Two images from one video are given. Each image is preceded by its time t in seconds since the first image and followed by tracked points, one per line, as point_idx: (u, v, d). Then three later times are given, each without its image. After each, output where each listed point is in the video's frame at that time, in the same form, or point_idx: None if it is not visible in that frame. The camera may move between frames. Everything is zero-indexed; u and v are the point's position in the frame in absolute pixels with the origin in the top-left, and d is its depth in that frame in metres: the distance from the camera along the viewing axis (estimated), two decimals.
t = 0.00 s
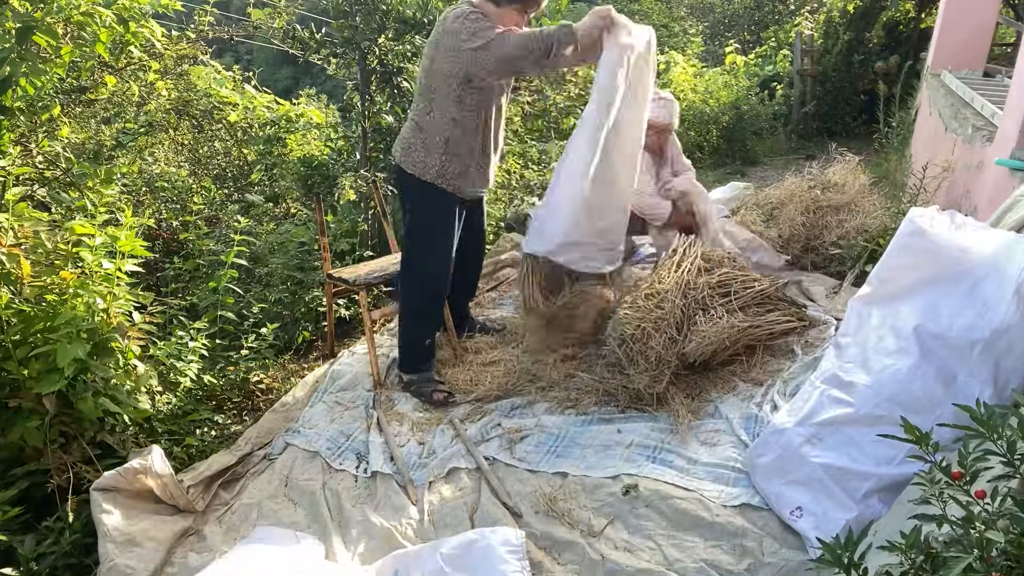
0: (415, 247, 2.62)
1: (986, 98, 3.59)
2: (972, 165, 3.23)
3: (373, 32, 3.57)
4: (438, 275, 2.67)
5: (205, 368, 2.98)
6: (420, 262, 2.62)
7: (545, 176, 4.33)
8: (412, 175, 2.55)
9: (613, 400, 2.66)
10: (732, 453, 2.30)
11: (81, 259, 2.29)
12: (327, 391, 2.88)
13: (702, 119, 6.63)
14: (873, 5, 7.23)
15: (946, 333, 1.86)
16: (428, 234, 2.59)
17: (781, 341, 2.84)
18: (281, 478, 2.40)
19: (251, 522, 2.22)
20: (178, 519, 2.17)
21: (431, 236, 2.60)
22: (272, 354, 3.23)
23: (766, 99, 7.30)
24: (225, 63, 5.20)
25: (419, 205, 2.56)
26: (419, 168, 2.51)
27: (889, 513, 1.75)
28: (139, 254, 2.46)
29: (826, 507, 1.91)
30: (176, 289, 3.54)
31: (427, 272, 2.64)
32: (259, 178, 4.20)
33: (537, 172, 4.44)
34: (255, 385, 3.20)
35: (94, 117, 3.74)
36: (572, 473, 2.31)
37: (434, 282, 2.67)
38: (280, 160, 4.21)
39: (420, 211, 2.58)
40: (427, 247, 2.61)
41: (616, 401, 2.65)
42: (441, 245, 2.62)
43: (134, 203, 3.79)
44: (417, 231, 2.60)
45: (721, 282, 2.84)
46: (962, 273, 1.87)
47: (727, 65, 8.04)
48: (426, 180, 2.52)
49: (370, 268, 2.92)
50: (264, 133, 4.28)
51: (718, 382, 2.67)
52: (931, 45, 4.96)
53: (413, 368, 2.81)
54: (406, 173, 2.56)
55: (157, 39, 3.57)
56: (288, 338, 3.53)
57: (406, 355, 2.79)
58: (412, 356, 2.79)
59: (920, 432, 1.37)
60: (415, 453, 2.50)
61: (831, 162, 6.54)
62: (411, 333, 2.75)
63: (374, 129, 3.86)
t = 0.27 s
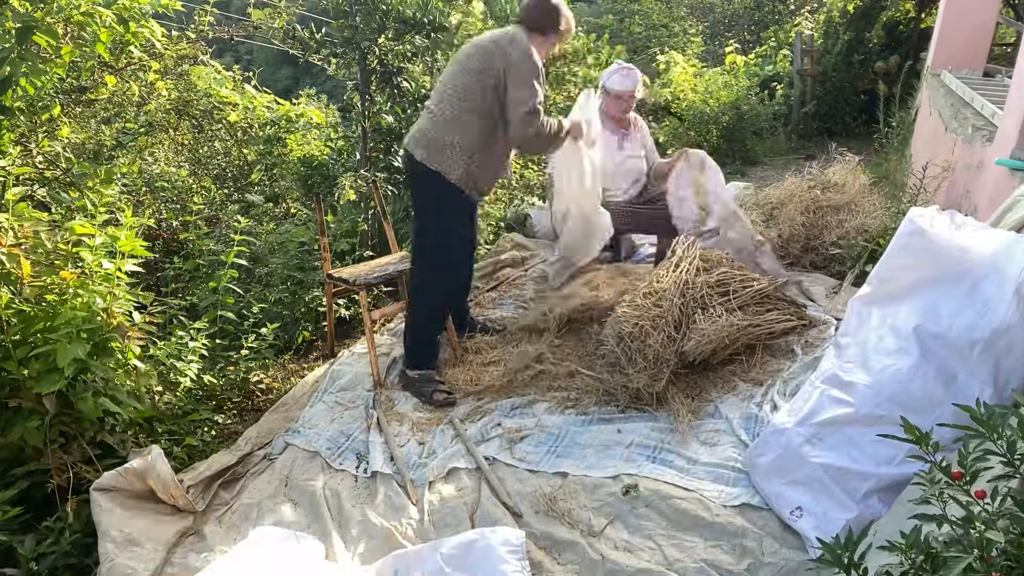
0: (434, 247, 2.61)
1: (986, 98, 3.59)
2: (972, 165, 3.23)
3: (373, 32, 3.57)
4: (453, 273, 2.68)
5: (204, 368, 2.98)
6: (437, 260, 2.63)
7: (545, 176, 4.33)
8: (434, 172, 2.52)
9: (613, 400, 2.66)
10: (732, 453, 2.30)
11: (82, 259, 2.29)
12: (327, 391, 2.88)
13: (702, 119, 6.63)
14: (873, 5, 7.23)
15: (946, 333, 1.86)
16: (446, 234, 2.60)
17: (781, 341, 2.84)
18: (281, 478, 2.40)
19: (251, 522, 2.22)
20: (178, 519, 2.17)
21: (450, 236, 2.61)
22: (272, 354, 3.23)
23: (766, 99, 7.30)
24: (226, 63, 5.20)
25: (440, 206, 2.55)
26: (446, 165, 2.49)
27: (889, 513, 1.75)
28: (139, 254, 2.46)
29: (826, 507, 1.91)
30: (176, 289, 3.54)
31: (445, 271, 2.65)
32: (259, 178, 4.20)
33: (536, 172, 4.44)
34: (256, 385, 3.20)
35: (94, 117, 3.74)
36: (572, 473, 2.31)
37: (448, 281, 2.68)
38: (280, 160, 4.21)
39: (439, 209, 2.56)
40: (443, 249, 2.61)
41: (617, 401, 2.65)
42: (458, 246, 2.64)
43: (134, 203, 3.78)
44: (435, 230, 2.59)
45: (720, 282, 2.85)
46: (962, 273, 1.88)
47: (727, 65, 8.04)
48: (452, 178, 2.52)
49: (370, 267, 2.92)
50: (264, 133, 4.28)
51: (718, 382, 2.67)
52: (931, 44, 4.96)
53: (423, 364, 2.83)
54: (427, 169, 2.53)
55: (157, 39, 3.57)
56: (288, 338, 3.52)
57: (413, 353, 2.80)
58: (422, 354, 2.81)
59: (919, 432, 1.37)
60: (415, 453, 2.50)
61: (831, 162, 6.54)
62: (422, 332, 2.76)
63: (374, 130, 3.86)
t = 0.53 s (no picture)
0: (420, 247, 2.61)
1: (986, 98, 3.59)
2: (972, 166, 3.23)
3: (373, 32, 3.57)
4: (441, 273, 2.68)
5: (204, 368, 2.98)
6: (426, 259, 2.63)
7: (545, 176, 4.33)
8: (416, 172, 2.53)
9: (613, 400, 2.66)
10: (732, 453, 2.30)
11: (82, 259, 2.29)
12: (327, 391, 2.88)
13: (702, 119, 6.63)
14: (873, 5, 7.23)
15: (946, 333, 1.86)
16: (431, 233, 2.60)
17: (781, 341, 2.84)
18: (281, 478, 2.40)
19: (251, 522, 2.22)
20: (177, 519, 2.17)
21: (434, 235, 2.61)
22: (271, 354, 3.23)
23: (766, 100, 7.30)
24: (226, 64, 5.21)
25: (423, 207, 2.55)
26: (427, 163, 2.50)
27: (890, 513, 1.75)
28: (139, 254, 2.46)
29: (826, 507, 1.91)
30: (176, 289, 3.53)
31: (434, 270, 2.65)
32: (259, 178, 4.21)
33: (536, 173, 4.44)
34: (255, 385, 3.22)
35: (94, 117, 3.74)
36: (572, 472, 2.31)
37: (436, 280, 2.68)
38: (280, 160, 4.26)
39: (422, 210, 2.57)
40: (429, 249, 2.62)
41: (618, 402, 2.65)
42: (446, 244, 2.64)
43: (134, 202, 3.74)
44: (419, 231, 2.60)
45: (720, 282, 2.85)
46: (962, 272, 1.88)
47: (727, 65, 8.05)
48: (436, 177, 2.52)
49: (370, 267, 2.92)
50: (264, 133, 4.29)
51: (718, 382, 2.67)
52: (931, 44, 4.96)
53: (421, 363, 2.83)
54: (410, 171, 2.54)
55: (157, 39, 3.57)
56: (289, 338, 3.57)
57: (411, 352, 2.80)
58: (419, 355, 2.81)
59: (920, 432, 1.37)
60: (415, 453, 2.50)
61: (831, 162, 6.54)
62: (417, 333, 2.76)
63: (374, 130, 3.86)
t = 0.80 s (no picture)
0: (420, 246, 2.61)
1: (986, 98, 3.59)
2: (972, 166, 3.23)
3: (373, 32, 3.57)
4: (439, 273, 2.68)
5: (204, 368, 2.98)
6: (424, 259, 2.63)
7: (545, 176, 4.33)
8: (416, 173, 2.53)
9: (613, 400, 2.67)
10: (732, 453, 2.30)
11: (82, 259, 2.29)
12: (326, 391, 2.88)
13: (702, 119, 6.63)
14: (873, 5, 7.23)
15: (945, 333, 1.86)
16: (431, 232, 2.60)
17: (781, 341, 2.84)
18: (281, 477, 2.40)
19: (251, 522, 2.22)
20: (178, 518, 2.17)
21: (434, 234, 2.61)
22: (271, 354, 3.23)
23: (766, 100, 7.31)
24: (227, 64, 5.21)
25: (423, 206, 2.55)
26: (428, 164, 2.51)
27: (889, 513, 1.75)
28: (139, 254, 2.46)
29: (827, 507, 1.91)
30: (176, 289, 3.53)
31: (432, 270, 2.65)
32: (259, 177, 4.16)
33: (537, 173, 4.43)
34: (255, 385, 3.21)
35: (94, 117, 3.74)
36: (572, 473, 2.31)
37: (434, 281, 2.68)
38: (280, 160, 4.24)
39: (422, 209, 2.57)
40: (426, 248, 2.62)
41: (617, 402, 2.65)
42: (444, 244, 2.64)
43: (134, 202, 3.74)
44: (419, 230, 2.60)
45: (720, 282, 2.84)
46: (961, 272, 1.88)
47: (727, 65, 8.05)
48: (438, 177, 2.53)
49: (370, 267, 2.92)
50: (264, 133, 4.30)
51: (718, 382, 2.67)
52: (931, 45, 4.96)
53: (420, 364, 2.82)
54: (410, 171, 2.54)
55: (157, 39, 3.58)
56: (289, 338, 3.57)
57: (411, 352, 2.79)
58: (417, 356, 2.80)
59: (919, 432, 1.37)
60: (415, 453, 2.50)
61: (830, 162, 6.55)
62: (415, 334, 2.75)
63: (374, 130, 3.86)
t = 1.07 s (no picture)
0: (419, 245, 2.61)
1: (986, 98, 3.59)
2: (972, 166, 3.23)
3: (373, 32, 3.56)
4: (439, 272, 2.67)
5: (204, 368, 2.98)
6: (423, 258, 2.62)
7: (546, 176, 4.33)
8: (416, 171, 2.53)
9: (613, 400, 2.67)
10: (732, 453, 2.30)
11: (82, 259, 2.29)
12: (326, 391, 2.88)
13: (702, 119, 6.63)
14: (873, 5, 7.23)
15: (945, 333, 1.86)
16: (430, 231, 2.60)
17: (781, 341, 2.85)
18: (281, 477, 2.40)
19: (251, 522, 2.22)
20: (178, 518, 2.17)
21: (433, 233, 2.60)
22: (271, 354, 3.23)
23: (766, 99, 7.31)
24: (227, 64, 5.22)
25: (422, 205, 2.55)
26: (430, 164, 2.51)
27: (890, 513, 1.75)
28: (139, 254, 2.46)
29: (827, 507, 1.91)
30: (176, 289, 3.53)
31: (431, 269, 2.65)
32: (258, 177, 4.15)
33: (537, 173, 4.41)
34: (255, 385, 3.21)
35: (94, 117, 3.74)
36: (572, 473, 2.31)
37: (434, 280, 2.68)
38: (280, 160, 4.24)
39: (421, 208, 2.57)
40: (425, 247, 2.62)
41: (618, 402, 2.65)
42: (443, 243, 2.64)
43: (134, 203, 3.74)
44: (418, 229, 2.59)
45: (720, 282, 2.84)
46: (961, 272, 1.88)
47: (727, 65, 8.05)
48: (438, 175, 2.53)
49: (370, 267, 2.92)
50: (264, 133, 4.31)
51: (718, 382, 2.67)
52: (931, 44, 4.96)
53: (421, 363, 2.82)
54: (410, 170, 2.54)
55: (156, 39, 3.58)
56: (289, 338, 3.57)
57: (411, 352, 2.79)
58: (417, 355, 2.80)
59: (919, 432, 1.37)
60: (415, 453, 2.50)
61: (830, 162, 6.55)
62: (416, 332, 2.75)
63: (374, 130, 3.86)
